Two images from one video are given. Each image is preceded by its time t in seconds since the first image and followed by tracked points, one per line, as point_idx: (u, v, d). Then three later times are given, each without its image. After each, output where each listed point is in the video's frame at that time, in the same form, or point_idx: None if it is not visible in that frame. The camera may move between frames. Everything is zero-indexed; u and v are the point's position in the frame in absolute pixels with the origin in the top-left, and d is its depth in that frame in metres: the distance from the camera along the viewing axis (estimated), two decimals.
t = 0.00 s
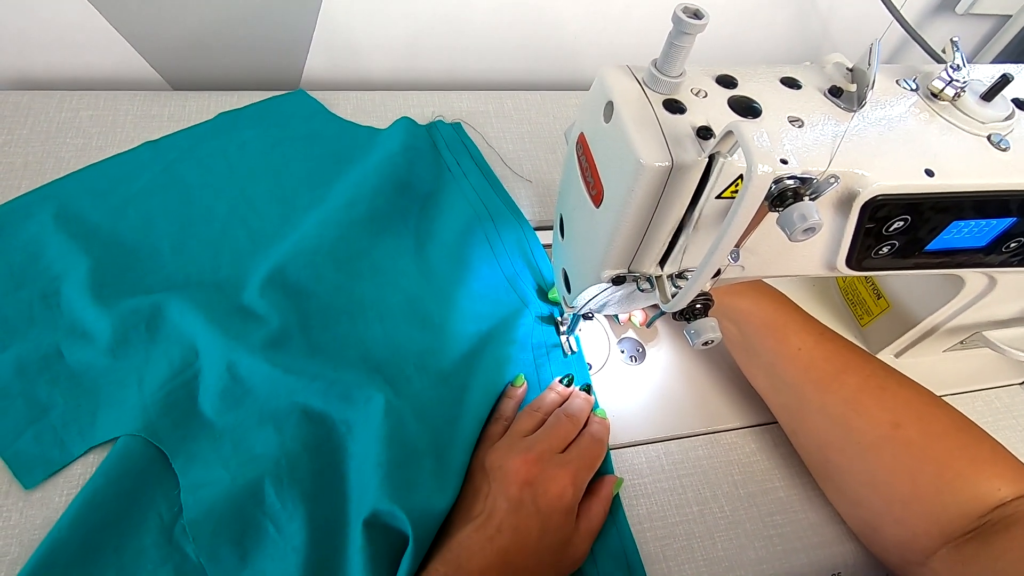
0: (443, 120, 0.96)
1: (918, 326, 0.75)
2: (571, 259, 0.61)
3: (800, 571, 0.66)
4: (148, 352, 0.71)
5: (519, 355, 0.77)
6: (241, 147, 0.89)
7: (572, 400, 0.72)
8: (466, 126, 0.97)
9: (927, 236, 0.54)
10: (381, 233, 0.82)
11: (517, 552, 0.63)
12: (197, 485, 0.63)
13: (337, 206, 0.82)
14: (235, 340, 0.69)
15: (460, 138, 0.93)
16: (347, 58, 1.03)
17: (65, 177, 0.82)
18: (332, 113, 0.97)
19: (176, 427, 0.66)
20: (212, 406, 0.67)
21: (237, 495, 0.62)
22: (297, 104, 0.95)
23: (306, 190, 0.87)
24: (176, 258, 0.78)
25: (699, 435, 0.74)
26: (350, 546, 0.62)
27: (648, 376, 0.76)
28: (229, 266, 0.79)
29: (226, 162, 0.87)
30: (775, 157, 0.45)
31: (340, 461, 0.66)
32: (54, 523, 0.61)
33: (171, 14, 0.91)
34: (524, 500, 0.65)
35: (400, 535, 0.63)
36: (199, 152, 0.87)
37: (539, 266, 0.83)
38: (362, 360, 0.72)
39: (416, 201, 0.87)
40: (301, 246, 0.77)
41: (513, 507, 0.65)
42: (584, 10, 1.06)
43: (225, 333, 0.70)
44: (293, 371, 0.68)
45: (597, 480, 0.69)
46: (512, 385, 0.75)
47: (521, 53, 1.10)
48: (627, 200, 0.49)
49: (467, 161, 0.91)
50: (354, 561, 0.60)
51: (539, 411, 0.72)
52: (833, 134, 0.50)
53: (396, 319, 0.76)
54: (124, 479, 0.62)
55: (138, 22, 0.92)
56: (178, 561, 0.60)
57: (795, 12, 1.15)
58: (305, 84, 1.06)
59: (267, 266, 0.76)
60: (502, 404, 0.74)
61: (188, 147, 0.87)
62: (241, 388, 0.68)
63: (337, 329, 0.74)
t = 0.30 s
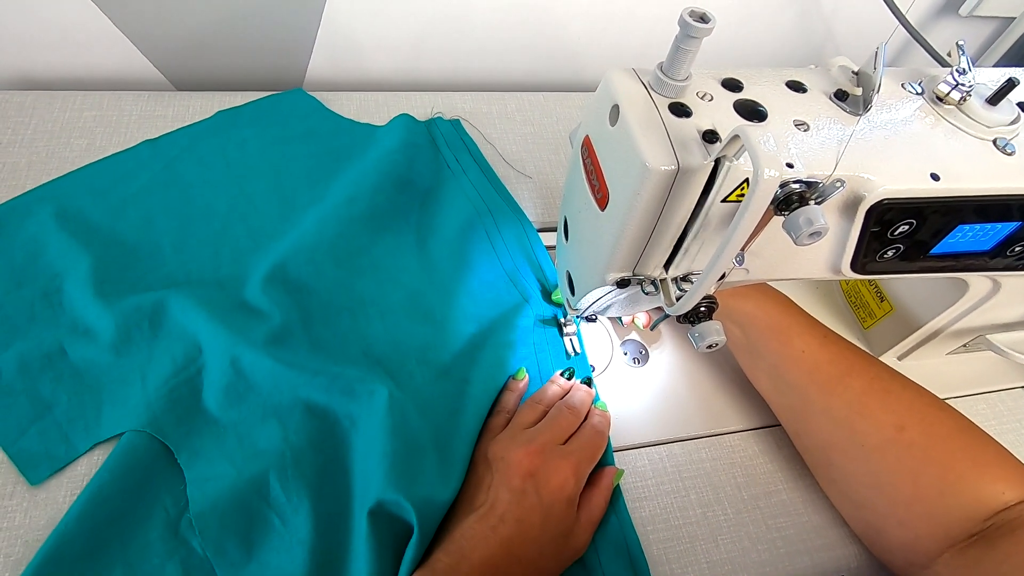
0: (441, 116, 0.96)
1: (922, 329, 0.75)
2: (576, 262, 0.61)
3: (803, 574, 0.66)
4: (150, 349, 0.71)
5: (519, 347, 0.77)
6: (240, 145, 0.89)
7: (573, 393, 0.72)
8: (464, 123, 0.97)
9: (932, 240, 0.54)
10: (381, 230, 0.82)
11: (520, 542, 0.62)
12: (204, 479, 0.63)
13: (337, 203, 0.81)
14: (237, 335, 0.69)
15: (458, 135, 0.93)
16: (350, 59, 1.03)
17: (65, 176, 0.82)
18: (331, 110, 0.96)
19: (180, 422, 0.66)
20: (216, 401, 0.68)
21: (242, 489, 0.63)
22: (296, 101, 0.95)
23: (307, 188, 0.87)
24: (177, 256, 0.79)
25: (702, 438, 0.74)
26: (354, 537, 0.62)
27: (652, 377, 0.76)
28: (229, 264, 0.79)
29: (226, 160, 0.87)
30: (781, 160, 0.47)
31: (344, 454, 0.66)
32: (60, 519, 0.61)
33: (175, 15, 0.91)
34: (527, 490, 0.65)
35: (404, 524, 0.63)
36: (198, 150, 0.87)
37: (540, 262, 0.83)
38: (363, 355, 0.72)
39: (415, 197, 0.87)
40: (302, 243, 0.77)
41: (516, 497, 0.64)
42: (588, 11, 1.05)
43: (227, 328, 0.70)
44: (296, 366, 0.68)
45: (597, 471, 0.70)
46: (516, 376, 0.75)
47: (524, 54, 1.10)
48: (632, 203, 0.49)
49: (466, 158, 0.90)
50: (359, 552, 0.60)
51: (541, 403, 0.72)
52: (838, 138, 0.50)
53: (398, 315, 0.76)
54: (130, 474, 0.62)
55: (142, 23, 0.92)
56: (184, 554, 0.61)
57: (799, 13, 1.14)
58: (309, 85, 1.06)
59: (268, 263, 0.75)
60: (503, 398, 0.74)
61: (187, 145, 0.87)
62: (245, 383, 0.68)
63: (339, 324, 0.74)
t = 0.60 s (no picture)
0: (436, 111, 0.96)
1: (922, 330, 0.75)
2: (575, 261, 0.61)
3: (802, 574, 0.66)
4: (149, 342, 0.71)
5: (517, 337, 0.77)
6: (236, 140, 0.89)
7: (571, 381, 0.72)
8: (458, 117, 0.97)
9: (932, 240, 0.54)
10: (378, 223, 0.82)
11: (517, 528, 0.62)
12: (204, 469, 0.63)
13: (334, 196, 0.82)
14: (236, 327, 0.69)
15: (454, 129, 0.93)
16: (351, 58, 1.03)
17: (61, 171, 0.82)
18: (326, 106, 0.97)
19: (180, 415, 0.66)
20: (215, 393, 0.68)
21: (243, 478, 0.63)
22: (292, 97, 0.95)
23: (303, 181, 0.87)
24: (175, 249, 0.78)
25: (701, 438, 0.74)
26: (353, 525, 0.62)
27: (651, 377, 0.76)
28: (226, 257, 0.78)
29: (222, 156, 0.87)
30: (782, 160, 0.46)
31: (343, 444, 0.66)
32: (61, 511, 0.61)
33: (175, 12, 0.91)
34: (524, 476, 0.65)
35: (404, 510, 0.64)
36: (194, 146, 0.87)
37: (537, 254, 0.84)
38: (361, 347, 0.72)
39: (412, 190, 0.86)
40: (300, 236, 0.77)
41: (513, 483, 0.64)
42: (588, 10, 1.05)
43: (226, 320, 0.69)
44: (294, 357, 0.67)
45: (593, 459, 0.69)
46: (512, 366, 0.75)
47: (524, 53, 1.09)
48: (632, 202, 0.49)
49: (461, 152, 0.91)
50: (358, 538, 0.60)
51: (538, 390, 0.71)
52: (839, 137, 0.50)
53: (396, 307, 0.76)
54: (132, 464, 0.63)
55: (142, 21, 0.92)
56: (185, 543, 0.61)
57: (799, 14, 1.14)
58: (309, 84, 1.06)
59: (266, 256, 0.75)
60: (502, 386, 0.74)
61: (182, 141, 0.87)
62: (244, 374, 0.68)
63: (338, 316, 0.73)
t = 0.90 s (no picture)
0: (432, 107, 0.96)
1: (922, 331, 0.75)
2: (576, 261, 0.61)
3: None
4: (148, 337, 0.70)
5: (517, 331, 0.77)
6: (231, 137, 0.89)
7: (570, 369, 0.72)
8: (455, 113, 0.97)
9: (933, 242, 0.54)
10: (376, 218, 0.82)
11: (517, 518, 0.62)
12: (206, 462, 0.63)
13: (332, 192, 0.81)
14: (237, 322, 0.69)
15: (450, 126, 0.93)
16: (352, 58, 1.03)
17: (60, 169, 0.82)
18: (322, 103, 0.97)
19: (181, 408, 0.66)
20: (215, 387, 0.67)
21: (244, 469, 0.63)
22: (286, 96, 0.96)
23: (300, 177, 0.87)
24: (173, 246, 0.78)
25: (701, 439, 0.74)
26: (354, 517, 0.62)
27: (651, 379, 0.76)
28: (224, 254, 0.78)
29: (219, 152, 0.87)
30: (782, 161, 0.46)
31: (343, 437, 0.66)
32: (62, 504, 0.61)
33: (175, 12, 0.91)
34: (524, 467, 0.65)
35: (405, 500, 0.64)
36: (190, 142, 0.87)
37: (537, 251, 0.84)
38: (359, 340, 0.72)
39: (409, 186, 0.86)
40: (299, 232, 0.77)
41: (513, 474, 0.65)
42: (589, 12, 1.05)
43: (226, 315, 0.69)
44: (294, 351, 0.68)
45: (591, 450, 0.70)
46: (511, 359, 0.75)
47: (525, 54, 1.09)
48: (633, 203, 0.49)
49: (458, 148, 0.91)
50: (359, 527, 0.61)
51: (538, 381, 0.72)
52: (840, 139, 0.50)
53: (395, 301, 0.76)
54: (135, 456, 0.62)
55: (143, 21, 0.92)
56: (186, 536, 0.61)
57: (800, 16, 1.14)
58: (310, 84, 1.06)
59: (264, 252, 0.75)
60: (501, 378, 0.74)
61: (178, 138, 0.88)
62: (244, 369, 0.68)
63: (336, 310, 0.74)
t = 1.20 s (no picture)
0: (429, 104, 0.96)
1: (924, 334, 0.75)
2: (579, 264, 0.61)
3: None
4: (148, 332, 0.70)
5: (514, 325, 0.77)
6: (229, 133, 0.89)
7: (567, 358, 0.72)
8: (453, 110, 0.97)
9: (936, 245, 0.54)
10: (375, 214, 0.82)
11: (517, 508, 0.62)
12: (208, 456, 0.63)
13: (330, 188, 0.82)
14: (237, 316, 0.69)
15: (448, 122, 0.93)
16: (353, 58, 1.03)
17: (58, 165, 0.82)
18: (317, 99, 0.97)
19: (181, 402, 0.66)
20: (216, 380, 0.67)
21: (246, 462, 0.63)
22: (282, 93, 0.95)
23: (299, 173, 0.87)
24: (172, 243, 0.78)
25: (703, 442, 0.74)
26: (354, 507, 0.62)
27: (653, 380, 0.76)
28: (223, 250, 0.79)
29: (218, 148, 0.87)
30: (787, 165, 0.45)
31: (343, 430, 0.66)
32: (63, 498, 0.61)
33: (177, 11, 0.91)
34: (524, 458, 0.65)
35: (406, 490, 0.64)
36: (188, 138, 0.87)
37: (536, 249, 0.83)
38: (359, 334, 0.72)
39: (407, 181, 0.86)
40: (298, 226, 0.78)
41: (513, 465, 0.65)
42: (590, 13, 1.05)
43: (227, 309, 0.70)
44: (295, 345, 0.68)
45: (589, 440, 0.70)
46: (511, 351, 0.75)
47: (526, 55, 1.09)
48: (637, 206, 0.49)
49: (455, 142, 0.91)
50: (359, 516, 0.61)
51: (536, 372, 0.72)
52: (844, 142, 0.50)
53: (394, 294, 0.76)
54: (137, 450, 0.63)
55: (143, 20, 0.92)
56: (188, 529, 0.61)
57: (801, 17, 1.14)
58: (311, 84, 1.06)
59: (263, 247, 0.76)
60: (501, 370, 0.74)
61: (176, 134, 0.87)
62: (245, 362, 0.68)
63: (336, 304, 0.74)
